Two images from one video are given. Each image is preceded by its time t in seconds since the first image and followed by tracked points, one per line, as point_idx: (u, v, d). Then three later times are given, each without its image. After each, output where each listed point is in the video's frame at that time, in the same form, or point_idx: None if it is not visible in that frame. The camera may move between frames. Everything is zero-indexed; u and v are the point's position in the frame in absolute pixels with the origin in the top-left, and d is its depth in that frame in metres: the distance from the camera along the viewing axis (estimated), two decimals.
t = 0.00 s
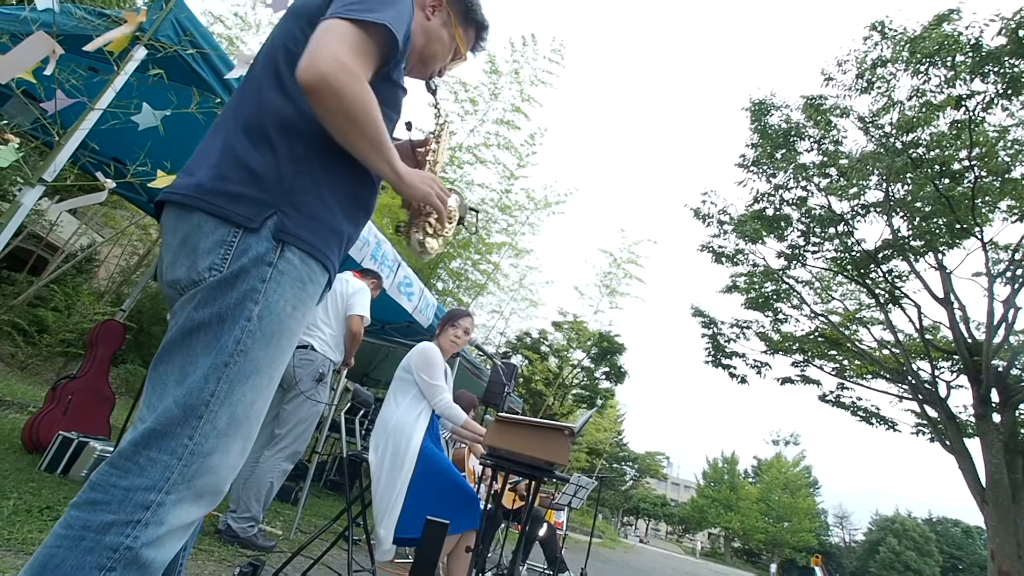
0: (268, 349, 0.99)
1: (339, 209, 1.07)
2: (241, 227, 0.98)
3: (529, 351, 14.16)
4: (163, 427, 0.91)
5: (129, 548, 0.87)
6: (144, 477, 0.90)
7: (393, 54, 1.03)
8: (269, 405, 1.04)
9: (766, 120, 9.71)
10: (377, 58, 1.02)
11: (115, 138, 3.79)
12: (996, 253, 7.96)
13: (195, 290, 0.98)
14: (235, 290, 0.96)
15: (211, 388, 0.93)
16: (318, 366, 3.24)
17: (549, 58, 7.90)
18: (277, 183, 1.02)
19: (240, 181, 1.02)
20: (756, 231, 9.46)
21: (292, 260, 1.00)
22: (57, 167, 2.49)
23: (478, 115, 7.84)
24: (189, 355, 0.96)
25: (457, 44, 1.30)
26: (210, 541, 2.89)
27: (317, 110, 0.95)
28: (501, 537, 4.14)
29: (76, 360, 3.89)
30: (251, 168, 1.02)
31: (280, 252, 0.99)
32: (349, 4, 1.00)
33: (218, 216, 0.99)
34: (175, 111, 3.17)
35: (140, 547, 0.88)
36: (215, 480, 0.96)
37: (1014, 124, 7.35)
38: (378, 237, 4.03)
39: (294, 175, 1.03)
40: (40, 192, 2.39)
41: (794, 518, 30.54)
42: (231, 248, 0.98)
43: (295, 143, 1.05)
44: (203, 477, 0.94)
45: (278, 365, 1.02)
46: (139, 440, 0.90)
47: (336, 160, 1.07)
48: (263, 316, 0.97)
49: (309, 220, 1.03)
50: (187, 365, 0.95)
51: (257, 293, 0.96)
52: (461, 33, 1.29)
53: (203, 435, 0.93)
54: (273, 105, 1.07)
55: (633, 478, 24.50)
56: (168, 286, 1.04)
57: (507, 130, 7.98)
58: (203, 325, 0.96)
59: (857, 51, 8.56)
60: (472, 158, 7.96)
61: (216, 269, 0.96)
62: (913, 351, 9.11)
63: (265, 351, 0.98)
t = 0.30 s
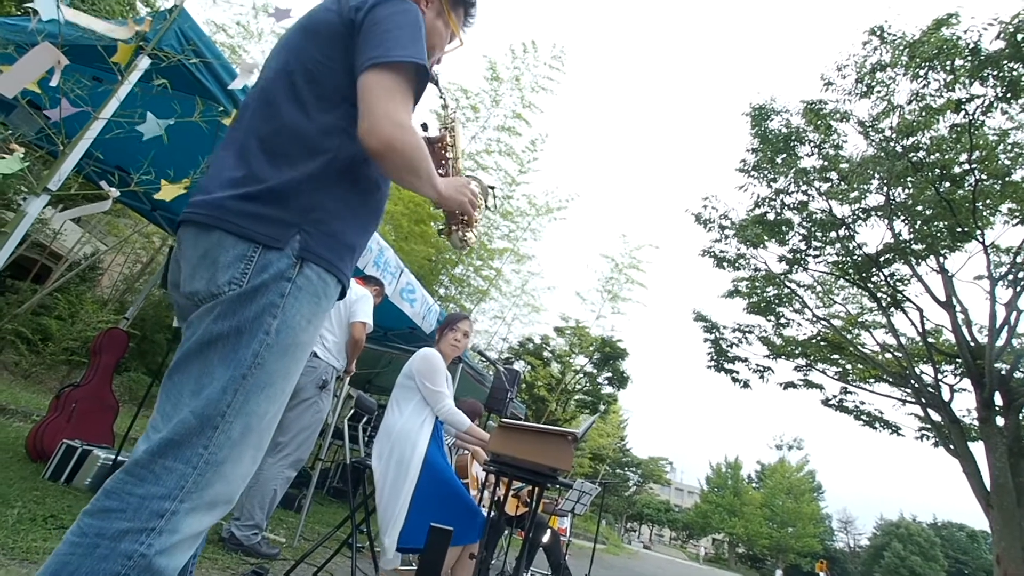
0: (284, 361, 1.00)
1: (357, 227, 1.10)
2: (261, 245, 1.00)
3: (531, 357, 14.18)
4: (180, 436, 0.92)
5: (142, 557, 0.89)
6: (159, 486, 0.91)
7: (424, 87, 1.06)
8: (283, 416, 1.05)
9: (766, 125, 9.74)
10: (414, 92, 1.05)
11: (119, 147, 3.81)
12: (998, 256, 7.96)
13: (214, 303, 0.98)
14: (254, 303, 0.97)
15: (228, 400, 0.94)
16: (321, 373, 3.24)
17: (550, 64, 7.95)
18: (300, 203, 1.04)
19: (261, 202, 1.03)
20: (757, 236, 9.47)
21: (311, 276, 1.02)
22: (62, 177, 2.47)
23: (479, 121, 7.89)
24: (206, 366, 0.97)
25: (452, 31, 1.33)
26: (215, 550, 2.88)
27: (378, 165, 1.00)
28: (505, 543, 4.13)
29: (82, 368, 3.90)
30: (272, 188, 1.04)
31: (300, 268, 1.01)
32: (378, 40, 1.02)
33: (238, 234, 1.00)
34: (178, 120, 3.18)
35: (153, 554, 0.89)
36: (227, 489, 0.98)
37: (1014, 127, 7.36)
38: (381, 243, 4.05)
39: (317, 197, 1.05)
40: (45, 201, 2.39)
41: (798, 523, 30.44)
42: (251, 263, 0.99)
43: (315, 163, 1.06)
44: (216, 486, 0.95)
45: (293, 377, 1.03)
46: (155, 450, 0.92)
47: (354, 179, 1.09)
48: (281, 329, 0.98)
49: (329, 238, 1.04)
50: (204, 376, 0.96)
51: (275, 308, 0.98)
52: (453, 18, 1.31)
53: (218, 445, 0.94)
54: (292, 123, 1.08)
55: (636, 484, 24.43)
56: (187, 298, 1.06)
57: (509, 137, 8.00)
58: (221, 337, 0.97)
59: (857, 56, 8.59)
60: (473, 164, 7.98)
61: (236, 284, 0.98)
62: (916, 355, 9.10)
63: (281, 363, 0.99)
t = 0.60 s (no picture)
0: (294, 372, 1.00)
1: (368, 238, 1.11)
2: (276, 257, 1.00)
3: (532, 363, 14.17)
4: (193, 446, 0.92)
5: (155, 566, 0.89)
6: (172, 495, 0.91)
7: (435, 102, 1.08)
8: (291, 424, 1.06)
9: (767, 128, 9.73)
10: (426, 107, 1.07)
11: (122, 155, 3.82)
12: (1001, 258, 7.93)
13: (227, 314, 0.98)
14: (268, 315, 0.97)
15: (241, 410, 0.95)
16: (324, 379, 3.24)
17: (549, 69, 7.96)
18: (315, 215, 1.04)
19: (275, 213, 1.02)
20: (759, 239, 9.45)
21: (324, 288, 1.03)
22: (67, 185, 2.47)
23: (480, 126, 7.91)
24: (217, 375, 0.97)
25: (451, 35, 1.36)
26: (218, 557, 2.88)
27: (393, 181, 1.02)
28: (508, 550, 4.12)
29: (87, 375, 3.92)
30: (285, 200, 1.03)
31: (313, 281, 1.01)
32: (392, 55, 1.03)
33: (253, 245, 1.00)
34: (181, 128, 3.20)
35: (166, 562, 0.90)
36: (237, 496, 0.98)
37: (1016, 129, 7.34)
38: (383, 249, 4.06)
39: (330, 210, 1.05)
40: (50, 210, 2.40)
41: (802, 527, 30.22)
42: (265, 276, 0.99)
43: (328, 173, 1.06)
44: (226, 495, 0.96)
45: (303, 387, 1.04)
46: (168, 459, 0.92)
47: (366, 190, 1.10)
48: (294, 340, 0.99)
49: (343, 250, 1.05)
50: (216, 386, 0.96)
51: (288, 320, 0.98)
52: (452, 23, 1.35)
53: (230, 454, 0.94)
54: (304, 133, 1.08)
55: (638, 489, 24.36)
56: (199, 309, 1.05)
57: (509, 141, 8.02)
58: (234, 347, 0.97)
59: (857, 59, 8.57)
60: (473, 169, 8.00)
61: (250, 296, 0.98)
62: (920, 358, 9.06)
63: (292, 374, 1.00)
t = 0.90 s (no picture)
0: (290, 376, 1.00)
1: (363, 239, 1.10)
2: (271, 258, 1.00)
3: (533, 365, 14.15)
4: (186, 451, 0.92)
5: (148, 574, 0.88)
6: (165, 501, 0.91)
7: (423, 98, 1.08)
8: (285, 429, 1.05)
9: (766, 130, 9.77)
10: (412, 101, 1.05)
11: (121, 160, 3.81)
12: (999, 259, 7.97)
13: (221, 317, 0.98)
14: (262, 318, 0.97)
15: (235, 415, 0.94)
16: (324, 384, 3.24)
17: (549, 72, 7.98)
18: (309, 214, 1.03)
19: (270, 214, 1.02)
20: (758, 241, 9.49)
21: (319, 291, 1.02)
22: (63, 191, 2.44)
23: (479, 130, 7.91)
24: (211, 380, 0.97)
25: (456, 56, 1.36)
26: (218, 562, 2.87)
27: (365, 164, 1.00)
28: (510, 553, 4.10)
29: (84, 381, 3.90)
30: (279, 199, 1.03)
31: (308, 283, 1.01)
32: (384, 46, 1.04)
33: (249, 247, 1.00)
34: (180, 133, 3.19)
35: (158, 570, 0.89)
36: (232, 502, 0.98)
37: (1013, 131, 7.38)
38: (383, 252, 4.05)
39: (324, 208, 1.05)
40: (47, 215, 2.38)
41: (803, 529, 30.13)
42: (259, 277, 0.99)
43: (323, 171, 1.06)
44: (220, 501, 0.95)
45: (298, 391, 1.03)
46: (161, 465, 0.92)
47: (360, 189, 1.09)
48: (288, 343, 0.98)
49: (338, 251, 1.05)
50: (209, 391, 0.96)
51: (282, 322, 0.98)
52: (458, 45, 1.34)
53: (223, 460, 0.94)
54: (298, 129, 1.08)
55: (640, 491, 24.35)
56: (192, 311, 1.05)
57: (509, 144, 8.04)
58: (228, 350, 0.96)
59: (855, 61, 8.62)
60: (474, 172, 8.00)
61: (244, 298, 0.97)
62: (919, 359, 9.09)
63: (287, 377, 1.00)
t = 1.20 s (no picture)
0: (291, 376, 1.01)
1: (362, 240, 1.10)
2: (273, 258, 1.00)
3: (537, 366, 14.15)
4: (188, 451, 0.92)
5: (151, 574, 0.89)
6: (167, 502, 0.91)
7: (423, 96, 1.08)
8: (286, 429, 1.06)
9: (770, 129, 9.72)
10: (411, 96, 1.06)
11: (127, 164, 3.84)
12: (1007, 257, 7.89)
13: (223, 316, 0.98)
14: (264, 317, 0.97)
15: (236, 415, 0.95)
16: (330, 386, 3.25)
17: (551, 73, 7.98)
18: (309, 210, 1.03)
19: (273, 211, 1.02)
20: (763, 240, 9.44)
21: (320, 292, 1.02)
22: (73, 195, 2.45)
23: (481, 130, 7.91)
24: (212, 380, 0.97)
25: (468, 70, 1.35)
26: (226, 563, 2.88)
27: (349, 141, 0.98)
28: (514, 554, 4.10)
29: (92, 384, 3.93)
30: (282, 196, 1.03)
31: (309, 283, 1.01)
32: (389, 40, 1.05)
33: (251, 245, 1.00)
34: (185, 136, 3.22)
35: (160, 570, 0.90)
36: (233, 502, 0.98)
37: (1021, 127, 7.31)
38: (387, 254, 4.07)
39: (323, 204, 1.05)
40: (56, 219, 2.40)
41: (809, 530, 29.80)
42: (261, 277, 0.99)
43: (325, 170, 1.06)
44: (221, 501, 0.96)
45: (298, 391, 1.04)
46: (163, 466, 0.92)
47: (359, 189, 1.09)
48: (290, 343, 0.99)
49: (339, 252, 1.05)
50: (211, 391, 0.96)
51: (284, 321, 0.98)
52: (470, 59, 1.33)
53: (225, 460, 0.94)
54: (303, 125, 1.08)
55: (644, 492, 24.30)
56: (193, 308, 1.05)
57: (511, 145, 8.06)
58: (229, 350, 0.96)
59: (860, 58, 8.56)
60: (476, 173, 8.01)
61: (245, 297, 0.97)
62: (926, 358, 9.02)
63: (288, 378, 1.00)
